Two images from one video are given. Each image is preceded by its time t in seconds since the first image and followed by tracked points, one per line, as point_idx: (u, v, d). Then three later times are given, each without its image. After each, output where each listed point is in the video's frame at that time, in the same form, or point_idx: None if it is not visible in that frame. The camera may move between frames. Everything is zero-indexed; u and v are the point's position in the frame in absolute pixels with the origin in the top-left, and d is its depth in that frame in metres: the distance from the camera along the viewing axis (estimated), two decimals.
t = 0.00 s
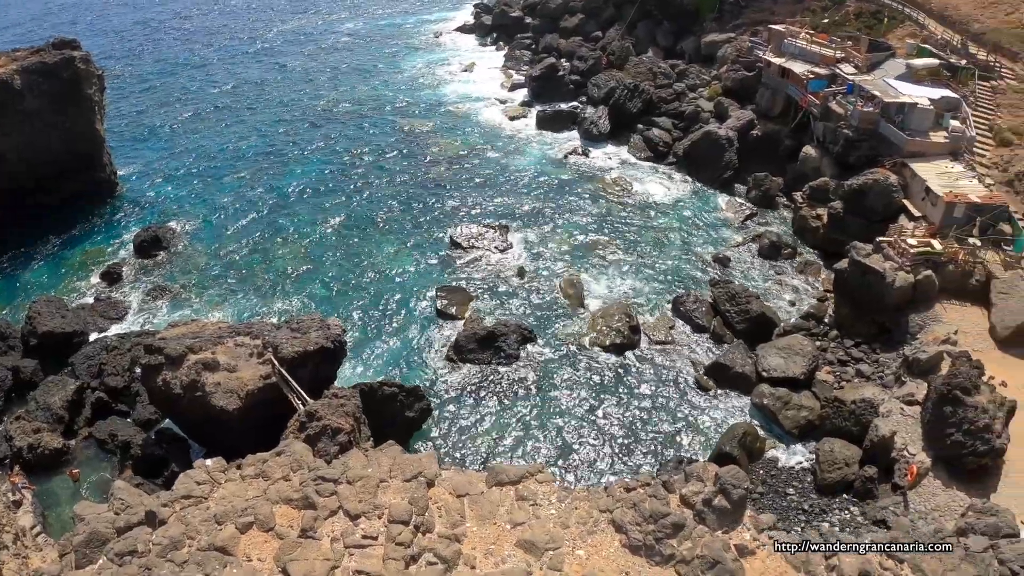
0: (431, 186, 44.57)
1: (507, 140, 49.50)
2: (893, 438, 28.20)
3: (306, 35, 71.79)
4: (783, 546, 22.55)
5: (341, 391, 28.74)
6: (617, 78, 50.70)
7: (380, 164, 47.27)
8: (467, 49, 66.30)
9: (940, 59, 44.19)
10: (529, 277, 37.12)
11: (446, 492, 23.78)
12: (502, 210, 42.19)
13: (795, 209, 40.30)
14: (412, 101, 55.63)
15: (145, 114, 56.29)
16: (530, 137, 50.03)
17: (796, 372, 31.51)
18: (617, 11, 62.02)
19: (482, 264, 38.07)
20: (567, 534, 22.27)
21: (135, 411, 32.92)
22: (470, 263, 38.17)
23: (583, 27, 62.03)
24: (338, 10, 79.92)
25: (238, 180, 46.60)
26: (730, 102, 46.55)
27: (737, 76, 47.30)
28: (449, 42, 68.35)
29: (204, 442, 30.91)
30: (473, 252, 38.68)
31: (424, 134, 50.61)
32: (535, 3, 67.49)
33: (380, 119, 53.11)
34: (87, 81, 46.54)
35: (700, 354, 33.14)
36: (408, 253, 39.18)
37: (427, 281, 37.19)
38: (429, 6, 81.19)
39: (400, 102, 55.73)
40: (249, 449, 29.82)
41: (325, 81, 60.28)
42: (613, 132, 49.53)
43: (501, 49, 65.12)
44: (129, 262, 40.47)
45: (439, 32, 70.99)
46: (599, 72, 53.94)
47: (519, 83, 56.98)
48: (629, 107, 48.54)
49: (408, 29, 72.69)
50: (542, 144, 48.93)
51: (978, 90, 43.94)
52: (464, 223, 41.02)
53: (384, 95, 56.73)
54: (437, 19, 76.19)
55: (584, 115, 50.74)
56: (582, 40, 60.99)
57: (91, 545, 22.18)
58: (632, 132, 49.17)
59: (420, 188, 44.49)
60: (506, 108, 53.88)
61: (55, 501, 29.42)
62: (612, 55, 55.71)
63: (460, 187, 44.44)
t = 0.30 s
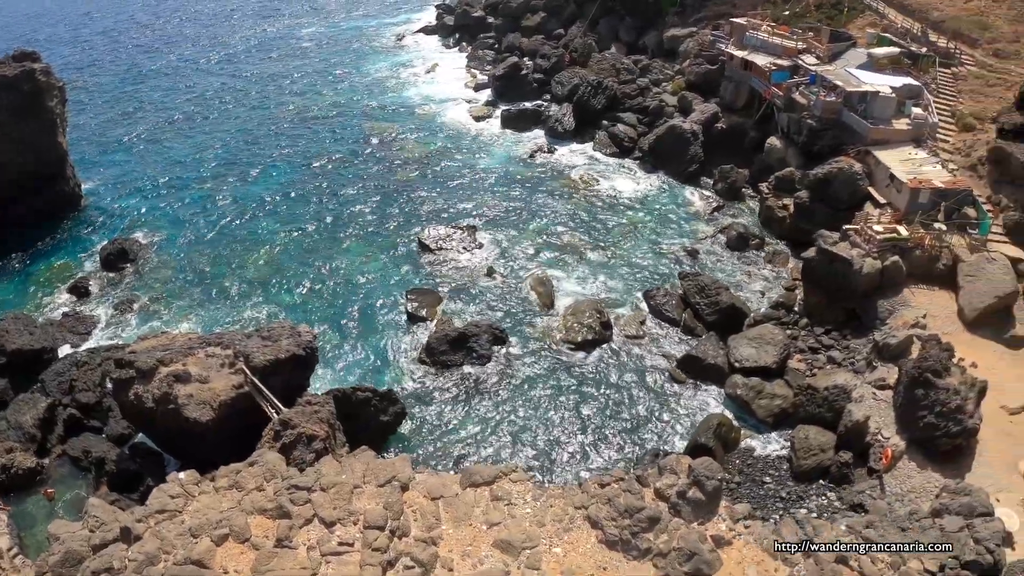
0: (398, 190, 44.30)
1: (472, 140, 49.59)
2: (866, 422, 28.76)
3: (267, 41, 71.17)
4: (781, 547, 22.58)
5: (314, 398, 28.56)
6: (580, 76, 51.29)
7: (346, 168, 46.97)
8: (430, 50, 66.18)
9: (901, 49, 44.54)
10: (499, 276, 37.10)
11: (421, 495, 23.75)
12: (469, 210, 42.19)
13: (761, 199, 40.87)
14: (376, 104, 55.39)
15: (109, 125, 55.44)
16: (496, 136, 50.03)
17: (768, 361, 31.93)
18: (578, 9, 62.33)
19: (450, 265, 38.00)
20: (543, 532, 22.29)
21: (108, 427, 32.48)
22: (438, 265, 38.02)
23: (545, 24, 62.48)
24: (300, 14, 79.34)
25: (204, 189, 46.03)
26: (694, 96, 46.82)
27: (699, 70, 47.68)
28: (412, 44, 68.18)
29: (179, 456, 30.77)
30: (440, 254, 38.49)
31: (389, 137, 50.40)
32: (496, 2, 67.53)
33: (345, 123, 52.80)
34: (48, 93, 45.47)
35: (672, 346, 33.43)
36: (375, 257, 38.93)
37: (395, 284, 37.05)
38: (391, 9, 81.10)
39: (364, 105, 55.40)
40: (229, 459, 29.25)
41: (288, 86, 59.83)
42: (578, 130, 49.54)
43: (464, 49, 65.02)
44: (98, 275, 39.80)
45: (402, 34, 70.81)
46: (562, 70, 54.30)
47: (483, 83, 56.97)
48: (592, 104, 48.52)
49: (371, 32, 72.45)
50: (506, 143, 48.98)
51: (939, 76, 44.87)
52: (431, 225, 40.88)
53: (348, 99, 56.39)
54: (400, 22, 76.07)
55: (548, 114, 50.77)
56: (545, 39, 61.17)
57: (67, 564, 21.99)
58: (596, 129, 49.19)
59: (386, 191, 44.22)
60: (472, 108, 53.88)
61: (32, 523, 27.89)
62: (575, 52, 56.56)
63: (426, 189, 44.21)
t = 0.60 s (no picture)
0: (363, 196, 44.00)
1: (437, 142, 49.48)
2: (838, 408, 29.12)
3: (229, 49, 70.49)
4: (782, 546, 22.53)
5: (287, 406, 28.33)
6: (543, 74, 51.10)
7: (310, 174, 46.66)
8: (393, 54, 66.02)
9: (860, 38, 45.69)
10: (468, 278, 37.11)
11: (393, 501, 23.64)
12: (436, 213, 42.13)
13: (727, 192, 41.46)
14: (339, 109, 55.09)
15: (71, 140, 54.46)
16: (458, 138, 49.98)
17: (739, 352, 32.24)
18: (539, 8, 62.42)
19: (417, 267, 37.98)
20: (517, 533, 22.26)
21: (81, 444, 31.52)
22: (406, 270, 37.84)
23: (506, 24, 62.67)
24: (261, 22, 78.70)
25: (170, 202, 45.26)
26: (657, 92, 47.41)
27: (661, 65, 48.23)
28: (374, 48, 67.95)
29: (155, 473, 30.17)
30: (409, 257, 38.43)
31: (353, 142, 50.13)
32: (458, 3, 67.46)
33: (307, 129, 52.43)
34: (9, 107, 44.07)
35: (642, 341, 33.62)
36: (340, 262, 38.84)
37: (363, 289, 36.92)
38: (353, 14, 80.80)
39: (328, 111, 55.04)
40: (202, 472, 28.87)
41: (251, 94, 59.31)
42: (542, 128, 49.81)
43: (426, 52, 64.90)
44: (65, 292, 39.07)
45: (364, 39, 70.54)
46: (524, 70, 54.28)
47: (446, 85, 56.91)
48: (556, 103, 48.79)
49: (333, 37, 72.13)
50: (469, 144, 48.98)
51: (899, 65, 45.72)
52: (397, 230, 40.72)
53: (310, 106, 55.96)
54: (363, 26, 75.79)
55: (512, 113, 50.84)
56: (508, 39, 61.26)
57: None
58: (561, 127, 49.59)
59: (350, 197, 43.95)
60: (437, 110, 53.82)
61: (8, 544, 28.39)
62: (537, 51, 56.24)
63: (391, 194, 43.98)
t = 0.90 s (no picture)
0: (329, 201, 43.84)
1: (404, 146, 49.38)
2: (811, 397, 29.47)
3: (191, 58, 69.79)
4: (781, 546, 22.48)
5: (261, 417, 28.01)
6: (506, 76, 51.46)
7: (276, 181, 46.35)
8: (357, 58, 65.87)
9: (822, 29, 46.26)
10: (438, 280, 37.09)
11: (367, 508, 23.56)
12: (405, 218, 42.04)
13: (694, 186, 41.78)
14: (304, 115, 54.78)
15: (32, 155, 53.40)
16: (424, 141, 50.04)
17: (711, 344, 32.49)
18: (501, 8, 62.51)
19: (387, 271, 37.93)
20: (491, 535, 22.26)
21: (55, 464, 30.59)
22: (376, 274, 37.74)
23: (469, 25, 62.93)
24: (222, 29, 78.04)
25: (135, 214, 44.48)
26: (620, 89, 47.97)
27: (624, 62, 48.68)
28: (338, 53, 67.70)
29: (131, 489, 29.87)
30: (378, 262, 38.36)
31: (318, 148, 49.85)
32: (420, 6, 67.43)
33: (272, 136, 52.02)
34: None
35: (612, 336, 33.93)
36: (308, 268, 38.65)
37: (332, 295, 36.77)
38: (316, 19, 80.50)
39: (292, 118, 54.60)
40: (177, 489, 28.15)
41: (214, 102, 58.72)
42: (507, 128, 49.98)
43: (389, 55, 64.82)
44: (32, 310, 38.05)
45: (327, 44, 70.25)
46: (487, 71, 54.44)
47: (411, 88, 56.95)
48: (520, 102, 48.85)
49: (297, 43, 71.83)
50: (435, 147, 49.01)
51: (861, 55, 46.39)
52: (365, 235, 40.60)
53: (274, 113, 55.54)
54: (325, 32, 75.57)
55: (477, 115, 50.97)
56: (470, 40, 61.42)
57: None
58: (526, 127, 49.83)
59: (316, 203, 43.74)
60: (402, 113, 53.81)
61: None
62: (500, 51, 56.07)
63: (359, 200, 43.83)
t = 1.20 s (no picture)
0: (296, 207, 43.62)
1: (370, 149, 49.26)
2: (785, 386, 29.89)
3: (152, 66, 68.96)
4: (783, 547, 22.48)
5: (235, 428, 27.82)
6: (471, 76, 51.65)
7: (241, 189, 45.95)
8: (320, 62, 65.55)
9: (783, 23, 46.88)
10: (408, 283, 37.07)
11: (342, 514, 23.50)
12: (373, 222, 41.89)
13: (662, 181, 41.91)
14: (268, 122, 54.35)
15: None
16: (390, 143, 49.96)
17: (683, 338, 32.89)
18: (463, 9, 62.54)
19: (357, 275, 37.81)
20: (466, 536, 22.27)
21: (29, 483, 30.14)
22: (346, 279, 37.62)
23: (432, 27, 62.99)
24: (183, 38, 77.30)
25: (101, 227, 43.76)
26: (585, 86, 47.82)
27: (588, 59, 48.85)
28: (301, 58, 67.31)
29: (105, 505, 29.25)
30: (347, 267, 38.25)
31: (284, 154, 49.49)
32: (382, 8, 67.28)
33: (237, 144, 51.50)
34: None
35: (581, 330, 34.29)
36: (276, 275, 38.46)
37: (300, 305, 36.47)
38: (278, 25, 80.04)
39: (257, 125, 54.16)
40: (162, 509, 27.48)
41: (177, 111, 57.92)
42: (473, 129, 50.10)
43: (353, 58, 64.63)
44: None
45: (290, 49, 69.82)
46: (451, 72, 54.48)
47: (376, 92, 56.86)
48: (485, 103, 49.09)
49: (260, 49, 71.32)
50: (401, 150, 48.93)
51: (823, 47, 47.00)
52: (334, 240, 40.44)
53: (238, 121, 55.00)
54: (288, 37, 75.14)
55: (442, 116, 51.04)
56: (434, 42, 61.45)
57: None
58: (491, 127, 49.95)
59: (282, 209, 43.46)
60: (366, 117, 53.72)
61: None
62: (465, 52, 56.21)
63: (326, 205, 43.61)
